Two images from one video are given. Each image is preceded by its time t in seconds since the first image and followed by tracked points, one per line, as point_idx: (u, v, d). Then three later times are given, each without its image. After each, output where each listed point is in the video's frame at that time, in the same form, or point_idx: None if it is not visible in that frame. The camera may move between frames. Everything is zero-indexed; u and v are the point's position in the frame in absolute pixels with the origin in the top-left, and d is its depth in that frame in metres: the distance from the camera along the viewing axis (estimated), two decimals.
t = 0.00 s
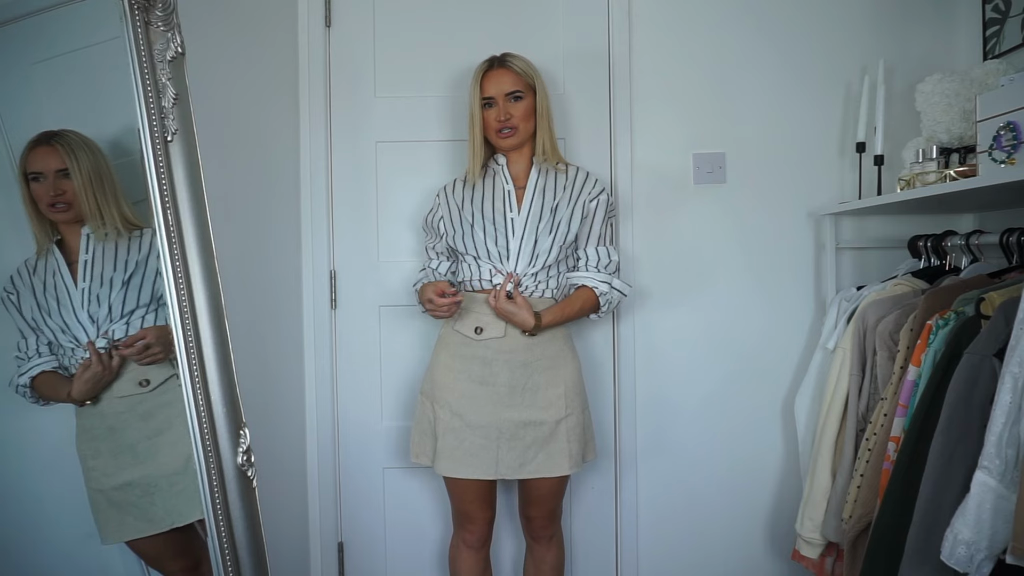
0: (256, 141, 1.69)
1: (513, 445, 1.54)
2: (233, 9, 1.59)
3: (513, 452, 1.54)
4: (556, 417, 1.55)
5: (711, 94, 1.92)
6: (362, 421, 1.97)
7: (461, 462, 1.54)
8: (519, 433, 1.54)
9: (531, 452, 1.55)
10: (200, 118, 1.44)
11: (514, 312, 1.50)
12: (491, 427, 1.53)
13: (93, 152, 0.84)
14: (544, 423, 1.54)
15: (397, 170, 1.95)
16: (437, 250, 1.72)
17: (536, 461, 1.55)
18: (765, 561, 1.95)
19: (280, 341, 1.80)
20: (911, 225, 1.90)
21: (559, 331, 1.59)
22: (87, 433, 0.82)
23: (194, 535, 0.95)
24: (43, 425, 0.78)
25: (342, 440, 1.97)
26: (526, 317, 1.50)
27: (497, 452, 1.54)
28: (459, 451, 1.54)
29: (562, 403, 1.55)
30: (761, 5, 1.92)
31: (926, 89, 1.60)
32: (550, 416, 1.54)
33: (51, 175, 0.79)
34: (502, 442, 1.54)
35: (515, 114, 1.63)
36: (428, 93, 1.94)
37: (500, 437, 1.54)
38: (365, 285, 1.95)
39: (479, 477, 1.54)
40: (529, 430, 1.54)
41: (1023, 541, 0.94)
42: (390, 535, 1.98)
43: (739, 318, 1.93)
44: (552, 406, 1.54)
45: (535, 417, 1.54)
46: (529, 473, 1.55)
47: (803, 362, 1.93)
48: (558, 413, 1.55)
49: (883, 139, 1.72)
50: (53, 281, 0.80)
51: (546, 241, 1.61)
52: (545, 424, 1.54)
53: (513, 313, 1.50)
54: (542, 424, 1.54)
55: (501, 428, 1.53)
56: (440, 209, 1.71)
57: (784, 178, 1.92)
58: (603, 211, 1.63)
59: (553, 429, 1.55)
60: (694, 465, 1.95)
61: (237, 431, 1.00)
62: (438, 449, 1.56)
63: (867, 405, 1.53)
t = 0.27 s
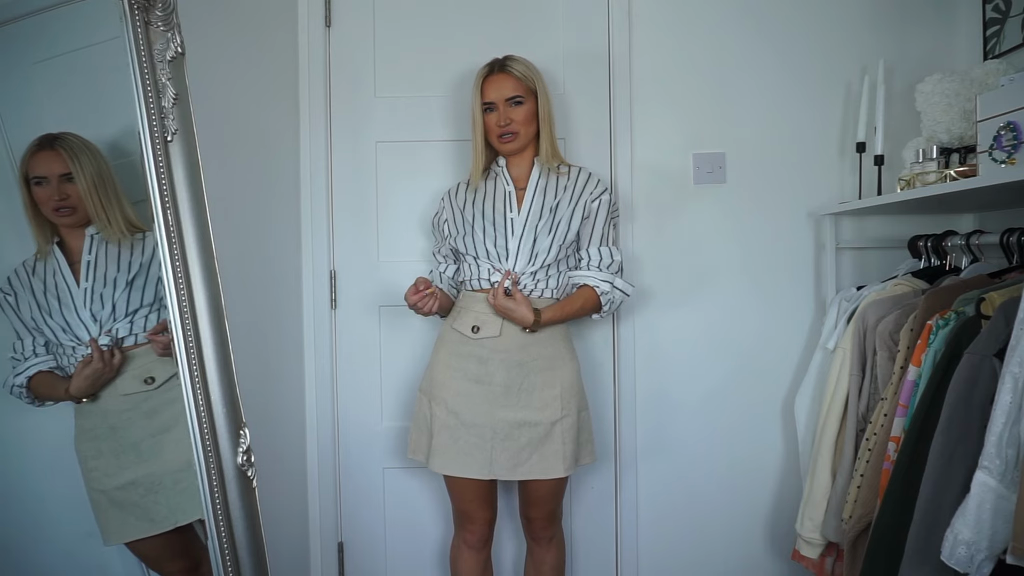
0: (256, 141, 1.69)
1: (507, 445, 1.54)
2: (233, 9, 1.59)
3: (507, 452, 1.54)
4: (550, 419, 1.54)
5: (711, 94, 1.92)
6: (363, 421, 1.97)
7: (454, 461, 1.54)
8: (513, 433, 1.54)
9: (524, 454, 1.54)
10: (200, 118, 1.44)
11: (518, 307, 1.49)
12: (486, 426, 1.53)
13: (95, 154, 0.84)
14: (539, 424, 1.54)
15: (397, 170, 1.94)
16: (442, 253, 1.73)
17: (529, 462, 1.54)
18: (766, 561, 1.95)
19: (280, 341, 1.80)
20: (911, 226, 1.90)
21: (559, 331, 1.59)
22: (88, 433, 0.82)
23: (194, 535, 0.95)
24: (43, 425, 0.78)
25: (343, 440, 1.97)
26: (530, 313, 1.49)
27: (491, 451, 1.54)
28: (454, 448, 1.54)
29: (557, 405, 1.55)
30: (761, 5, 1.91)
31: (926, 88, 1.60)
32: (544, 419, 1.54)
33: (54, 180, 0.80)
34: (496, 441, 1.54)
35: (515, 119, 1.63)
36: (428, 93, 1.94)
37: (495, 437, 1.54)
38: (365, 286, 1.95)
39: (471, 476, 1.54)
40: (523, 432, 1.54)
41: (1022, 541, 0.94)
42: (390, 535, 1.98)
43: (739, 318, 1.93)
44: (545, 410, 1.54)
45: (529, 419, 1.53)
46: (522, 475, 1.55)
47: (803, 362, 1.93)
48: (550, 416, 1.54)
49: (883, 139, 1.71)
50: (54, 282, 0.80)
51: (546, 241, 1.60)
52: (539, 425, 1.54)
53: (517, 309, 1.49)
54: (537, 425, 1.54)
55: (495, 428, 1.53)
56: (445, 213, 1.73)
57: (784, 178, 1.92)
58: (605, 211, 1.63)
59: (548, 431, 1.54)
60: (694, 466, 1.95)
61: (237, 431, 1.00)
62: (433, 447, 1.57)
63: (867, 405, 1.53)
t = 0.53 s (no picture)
0: (256, 141, 1.69)
1: (508, 444, 1.54)
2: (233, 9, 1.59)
3: (509, 451, 1.54)
4: (553, 417, 1.54)
5: (711, 94, 1.92)
6: (363, 421, 1.97)
7: (455, 460, 1.54)
8: (515, 432, 1.54)
9: (527, 452, 1.54)
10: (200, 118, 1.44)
11: (519, 308, 1.49)
12: (487, 425, 1.53)
13: (95, 154, 0.84)
14: (541, 422, 1.54)
15: (397, 170, 1.94)
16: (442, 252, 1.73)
17: (532, 461, 1.54)
18: (766, 561, 1.95)
19: (280, 341, 1.80)
20: (911, 226, 1.90)
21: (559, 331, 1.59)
22: (88, 433, 0.82)
23: (194, 535, 0.95)
24: (42, 425, 0.78)
25: (342, 440, 1.97)
26: (531, 313, 1.50)
27: (493, 450, 1.54)
28: (455, 447, 1.54)
29: (559, 404, 1.55)
30: (761, 5, 1.91)
31: (927, 88, 1.60)
32: (547, 417, 1.54)
33: (55, 180, 0.80)
34: (498, 440, 1.54)
35: (515, 120, 1.62)
36: (428, 93, 1.94)
37: (496, 436, 1.54)
38: (365, 286, 1.95)
39: (472, 475, 1.54)
40: (525, 430, 1.54)
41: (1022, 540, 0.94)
42: (390, 535, 1.98)
43: (739, 318, 1.93)
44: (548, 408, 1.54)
45: (531, 417, 1.53)
46: (524, 473, 1.55)
47: (802, 362, 1.93)
48: (553, 414, 1.54)
49: (883, 139, 1.71)
50: (55, 281, 0.80)
51: (546, 241, 1.60)
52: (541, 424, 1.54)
53: (518, 309, 1.49)
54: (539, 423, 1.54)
55: (497, 427, 1.53)
56: (445, 213, 1.73)
57: (784, 178, 1.92)
58: (604, 211, 1.63)
59: (550, 429, 1.54)
60: (694, 465, 1.95)
61: (237, 431, 1.00)
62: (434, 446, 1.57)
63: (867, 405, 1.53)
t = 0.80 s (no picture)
0: (256, 141, 1.69)
1: (509, 443, 1.54)
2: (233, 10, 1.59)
3: (509, 450, 1.54)
4: (554, 417, 1.54)
5: (711, 94, 1.92)
6: (363, 421, 1.97)
7: (456, 460, 1.54)
8: (516, 432, 1.54)
9: (528, 451, 1.54)
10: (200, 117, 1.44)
11: (519, 308, 1.50)
12: (488, 425, 1.53)
13: (95, 154, 0.84)
14: (541, 422, 1.54)
15: (397, 170, 1.95)
16: (440, 251, 1.73)
17: (533, 460, 1.54)
18: (765, 561, 1.95)
19: (280, 341, 1.80)
20: (910, 226, 1.90)
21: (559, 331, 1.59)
22: (88, 433, 0.82)
23: (194, 534, 0.95)
24: (42, 425, 0.78)
25: (342, 440, 1.97)
26: (531, 312, 1.50)
27: (494, 450, 1.54)
28: (455, 447, 1.54)
29: (560, 403, 1.55)
30: (761, 5, 1.92)
31: (926, 89, 1.60)
32: (548, 416, 1.54)
33: (55, 181, 0.80)
34: (499, 440, 1.54)
35: (515, 121, 1.62)
36: (428, 93, 1.94)
37: (497, 436, 1.54)
38: (365, 286, 1.95)
39: (473, 475, 1.54)
40: (526, 429, 1.54)
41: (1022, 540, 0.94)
42: (390, 536, 1.98)
43: (739, 318, 1.93)
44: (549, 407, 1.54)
45: (532, 417, 1.53)
46: (525, 473, 1.55)
47: (802, 362, 1.93)
48: (554, 413, 1.54)
49: (883, 139, 1.71)
50: (57, 281, 0.80)
51: (546, 241, 1.60)
52: (542, 423, 1.54)
53: (518, 309, 1.50)
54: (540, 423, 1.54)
55: (497, 426, 1.53)
56: (444, 213, 1.73)
57: (784, 178, 1.92)
58: (604, 211, 1.63)
59: (550, 428, 1.54)
60: (694, 465, 1.95)
61: (237, 431, 1.00)
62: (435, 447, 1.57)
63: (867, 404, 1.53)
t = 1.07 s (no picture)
0: (256, 140, 1.69)
1: (510, 442, 1.54)
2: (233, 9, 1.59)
3: (510, 449, 1.54)
4: (554, 415, 1.54)
5: (711, 94, 1.92)
6: (362, 421, 1.97)
7: (457, 459, 1.54)
8: (516, 430, 1.54)
9: (528, 450, 1.54)
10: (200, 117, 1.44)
11: (525, 300, 1.49)
12: (489, 424, 1.53)
13: (94, 153, 0.84)
14: (542, 420, 1.54)
15: (397, 170, 1.94)
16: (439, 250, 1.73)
17: (534, 459, 1.54)
18: (765, 562, 1.95)
19: (280, 341, 1.80)
20: (910, 226, 1.90)
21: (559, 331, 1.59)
22: (87, 433, 0.82)
23: (194, 534, 0.95)
24: (41, 425, 0.78)
25: (342, 440, 1.97)
26: (537, 304, 1.50)
27: (494, 449, 1.54)
28: (456, 446, 1.54)
29: (560, 402, 1.55)
30: (761, 5, 1.91)
31: (927, 88, 1.60)
32: (548, 415, 1.54)
33: (54, 181, 0.80)
34: (499, 439, 1.54)
35: (514, 121, 1.62)
36: (428, 93, 1.94)
37: (498, 434, 1.54)
38: (365, 285, 1.95)
39: (474, 474, 1.54)
40: (527, 427, 1.54)
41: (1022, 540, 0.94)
42: (390, 536, 1.98)
43: (739, 318, 1.93)
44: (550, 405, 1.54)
45: (532, 415, 1.53)
46: (525, 471, 1.55)
47: (802, 362, 1.93)
48: (554, 410, 1.54)
49: (883, 139, 1.71)
50: (57, 280, 0.80)
51: (546, 240, 1.61)
52: (542, 421, 1.54)
53: (524, 301, 1.49)
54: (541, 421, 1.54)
55: (498, 425, 1.53)
56: (444, 212, 1.73)
57: (784, 177, 1.92)
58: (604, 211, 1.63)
59: (551, 426, 1.54)
60: (694, 465, 1.95)
61: (237, 431, 1.00)
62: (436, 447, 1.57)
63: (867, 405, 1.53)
